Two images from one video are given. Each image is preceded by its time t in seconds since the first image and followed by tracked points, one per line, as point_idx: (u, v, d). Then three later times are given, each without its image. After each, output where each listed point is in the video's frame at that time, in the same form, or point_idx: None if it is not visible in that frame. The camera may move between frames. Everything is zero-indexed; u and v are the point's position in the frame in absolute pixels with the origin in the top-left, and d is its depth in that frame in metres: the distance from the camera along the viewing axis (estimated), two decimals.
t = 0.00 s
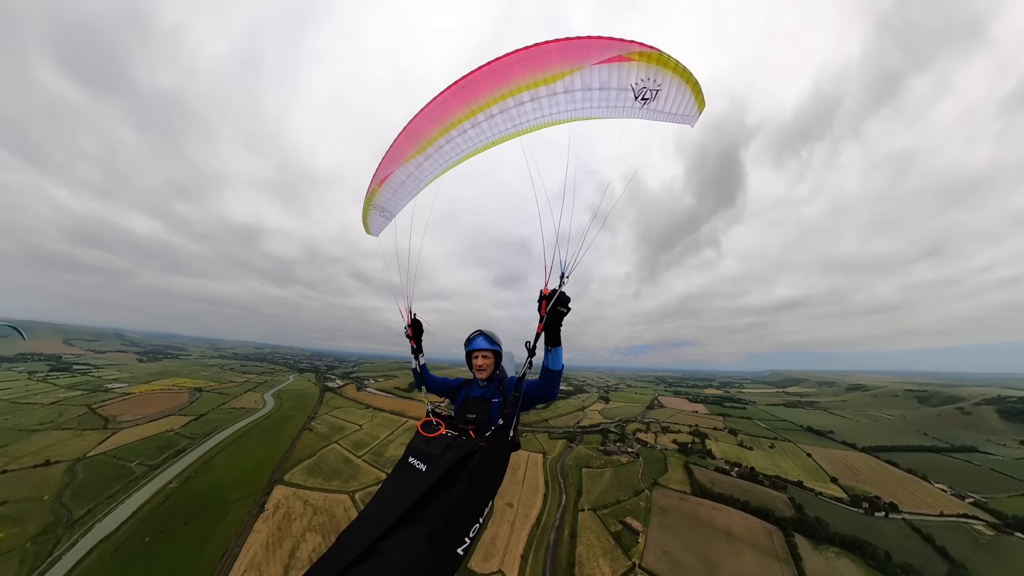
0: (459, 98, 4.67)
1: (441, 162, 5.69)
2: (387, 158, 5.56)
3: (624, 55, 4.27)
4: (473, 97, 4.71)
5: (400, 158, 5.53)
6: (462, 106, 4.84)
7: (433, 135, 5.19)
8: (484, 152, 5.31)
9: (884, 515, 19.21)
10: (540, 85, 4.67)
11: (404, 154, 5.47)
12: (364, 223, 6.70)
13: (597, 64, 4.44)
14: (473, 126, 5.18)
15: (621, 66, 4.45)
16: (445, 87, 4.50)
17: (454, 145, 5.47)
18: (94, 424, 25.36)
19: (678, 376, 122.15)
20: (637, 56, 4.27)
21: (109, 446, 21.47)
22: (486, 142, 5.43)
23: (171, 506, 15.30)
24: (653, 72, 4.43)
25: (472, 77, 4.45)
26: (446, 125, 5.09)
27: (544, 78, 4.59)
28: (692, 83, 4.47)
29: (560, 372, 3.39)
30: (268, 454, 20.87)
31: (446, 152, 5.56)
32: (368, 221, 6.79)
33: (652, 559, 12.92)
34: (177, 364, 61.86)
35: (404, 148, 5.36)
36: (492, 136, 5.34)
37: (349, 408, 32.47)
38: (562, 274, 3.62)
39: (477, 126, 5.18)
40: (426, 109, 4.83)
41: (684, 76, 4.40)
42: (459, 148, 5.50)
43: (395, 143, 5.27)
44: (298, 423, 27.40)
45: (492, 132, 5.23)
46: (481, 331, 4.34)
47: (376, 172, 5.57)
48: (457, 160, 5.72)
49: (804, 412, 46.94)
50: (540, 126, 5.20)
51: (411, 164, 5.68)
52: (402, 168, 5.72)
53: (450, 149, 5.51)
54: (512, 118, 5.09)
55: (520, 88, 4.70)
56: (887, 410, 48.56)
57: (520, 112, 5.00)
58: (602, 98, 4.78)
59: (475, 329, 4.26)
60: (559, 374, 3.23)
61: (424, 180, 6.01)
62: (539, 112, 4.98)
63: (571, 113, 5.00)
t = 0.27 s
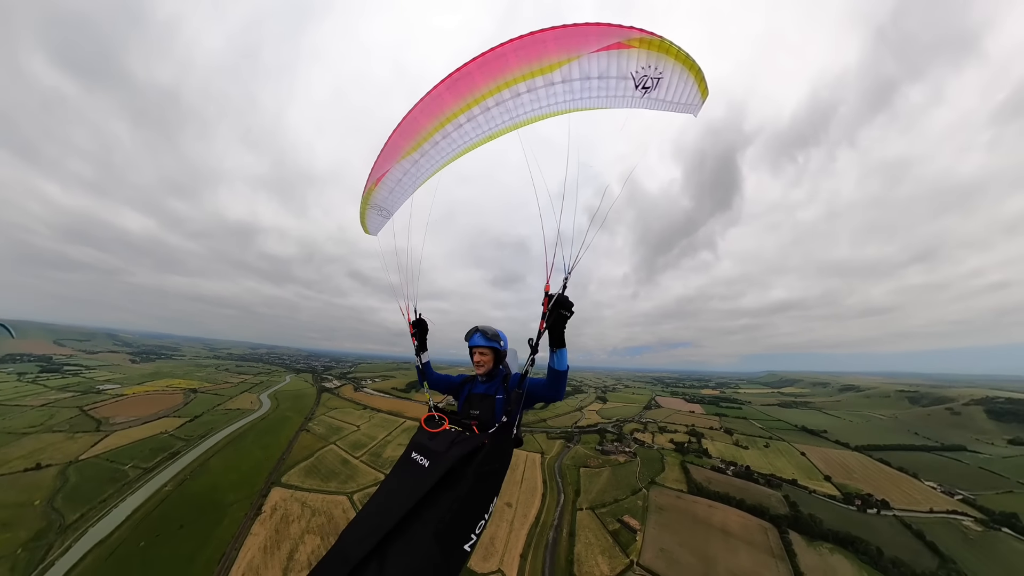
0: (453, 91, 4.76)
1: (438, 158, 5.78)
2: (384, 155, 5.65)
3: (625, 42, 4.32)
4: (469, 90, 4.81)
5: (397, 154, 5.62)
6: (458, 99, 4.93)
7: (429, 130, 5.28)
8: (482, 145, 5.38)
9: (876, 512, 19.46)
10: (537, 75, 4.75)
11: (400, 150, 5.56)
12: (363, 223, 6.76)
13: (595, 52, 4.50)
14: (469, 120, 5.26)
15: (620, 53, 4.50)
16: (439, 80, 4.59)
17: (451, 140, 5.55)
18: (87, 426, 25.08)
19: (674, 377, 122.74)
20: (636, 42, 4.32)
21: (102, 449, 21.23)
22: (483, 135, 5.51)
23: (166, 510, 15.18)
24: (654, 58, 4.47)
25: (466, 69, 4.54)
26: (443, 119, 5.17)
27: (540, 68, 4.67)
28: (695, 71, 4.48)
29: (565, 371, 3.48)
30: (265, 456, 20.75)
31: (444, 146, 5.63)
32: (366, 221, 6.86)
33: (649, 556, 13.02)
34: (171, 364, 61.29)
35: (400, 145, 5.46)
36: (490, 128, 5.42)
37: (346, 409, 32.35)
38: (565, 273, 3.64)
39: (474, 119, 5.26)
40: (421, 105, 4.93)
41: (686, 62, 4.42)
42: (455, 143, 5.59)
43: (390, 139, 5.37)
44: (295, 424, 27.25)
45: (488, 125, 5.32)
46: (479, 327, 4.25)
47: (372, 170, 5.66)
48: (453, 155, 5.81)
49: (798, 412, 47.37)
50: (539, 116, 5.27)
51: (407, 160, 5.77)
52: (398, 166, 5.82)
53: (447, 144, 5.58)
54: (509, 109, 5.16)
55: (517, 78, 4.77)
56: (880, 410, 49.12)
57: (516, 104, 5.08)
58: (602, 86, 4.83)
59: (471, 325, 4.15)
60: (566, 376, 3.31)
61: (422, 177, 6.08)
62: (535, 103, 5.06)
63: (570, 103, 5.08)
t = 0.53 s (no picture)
0: (447, 88, 4.86)
1: (432, 156, 5.85)
2: (378, 153, 5.74)
3: (623, 37, 4.40)
4: (464, 86, 4.91)
5: (391, 151, 5.71)
6: (453, 96, 5.03)
7: (423, 126, 5.38)
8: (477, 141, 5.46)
9: (861, 505, 20.01)
10: (533, 71, 4.85)
11: (394, 148, 5.65)
12: (357, 223, 6.82)
13: (593, 48, 4.59)
14: (464, 117, 5.35)
15: (618, 49, 4.57)
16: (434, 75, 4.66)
17: (445, 138, 5.65)
18: (71, 430, 24.39)
19: (665, 377, 124.10)
20: (634, 38, 4.40)
21: (87, 454, 20.67)
22: (477, 132, 5.59)
23: (155, 517, 14.86)
24: (652, 54, 4.55)
25: (462, 65, 4.63)
26: (437, 116, 5.28)
27: (537, 64, 4.77)
28: (695, 67, 4.50)
29: (566, 369, 3.52)
30: (257, 459, 20.43)
31: (438, 144, 5.72)
32: (360, 220, 6.92)
33: (645, 552, 13.21)
34: (157, 364, 59.93)
35: (393, 143, 5.56)
36: (485, 125, 5.51)
37: (340, 409, 32.03)
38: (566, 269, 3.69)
39: (469, 117, 5.35)
40: (415, 101, 5.02)
41: (685, 57, 4.45)
42: (450, 141, 5.66)
43: (385, 137, 5.47)
44: (289, 425, 26.91)
45: (483, 121, 5.41)
46: (481, 322, 4.32)
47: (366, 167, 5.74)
48: (448, 152, 5.88)
49: (787, 411, 48.33)
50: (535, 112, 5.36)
51: (402, 158, 5.85)
52: (393, 163, 5.90)
53: (441, 142, 5.69)
54: (506, 105, 5.26)
55: (513, 74, 4.87)
56: (865, 409, 50.43)
57: (512, 100, 5.17)
58: (600, 82, 4.92)
59: (477, 321, 4.30)
60: (566, 373, 3.35)
61: (415, 175, 6.16)
62: (532, 99, 5.15)
63: (568, 99, 5.18)
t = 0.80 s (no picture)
0: (444, 85, 4.93)
1: (427, 154, 5.94)
2: (372, 150, 5.78)
3: (621, 43, 4.54)
4: (461, 84, 4.99)
5: (385, 148, 5.77)
6: (450, 93, 5.11)
7: (419, 123, 5.44)
8: (473, 140, 5.57)
9: (843, 497, 20.72)
10: (531, 72, 4.96)
11: (388, 145, 5.71)
12: (350, 221, 6.87)
13: (591, 52, 4.71)
14: (460, 115, 5.44)
15: (616, 53, 4.72)
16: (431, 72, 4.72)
17: (440, 136, 5.74)
18: (49, 436, 23.51)
19: (654, 377, 125.84)
20: (631, 44, 4.54)
21: (67, 460, 19.94)
22: (473, 131, 5.69)
23: (141, 526, 14.44)
24: (649, 61, 4.71)
25: (459, 63, 4.71)
26: (433, 114, 5.36)
27: (535, 65, 4.88)
28: (688, 74, 4.71)
29: (570, 371, 3.55)
30: (247, 462, 20.02)
31: (433, 141, 5.80)
32: (353, 218, 6.96)
33: (639, 547, 13.47)
34: (140, 364, 58.21)
35: (387, 139, 5.62)
36: (481, 124, 5.62)
37: (333, 410, 31.63)
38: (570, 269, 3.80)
39: (465, 115, 5.45)
40: (410, 97, 5.10)
41: (680, 65, 4.64)
42: (444, 138, 5.75)
43: (379, 132, 5.52)
44: (280, 427, 26.47)
45: (479, 120, 5.50)
46: (490, 321, 4.46)
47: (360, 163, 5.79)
48: (442, 150, 5.97)
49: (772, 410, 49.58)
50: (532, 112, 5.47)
51: (396, 155, 5.92)
52: (387, 160, 5.96)
53: (436, 140, 5.78)
54: (502, 105, 5.38)
55: (511, 75, 4.97)
56: (846, 408, 52.12)
57: (509, 100, 5.29)
58: (596, 85, 5.06)
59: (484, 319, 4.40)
60: (570, 374, 3.37)
61: (409, 172, 6.23)
62: (529, 99, 5.27)
63: (565, 101, 5.30)
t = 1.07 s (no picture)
0: (443, 83, 5.03)
1: (423, 151, 6.04)
2: (368, 146, 5.82)
3: (619, 50, 4.73)
4: (461, 83, 5.10)
5: (380, 144, 5.81)
6: (449, 91, 5.21)
7: (416, 121, 5.53)
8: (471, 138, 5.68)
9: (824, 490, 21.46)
10: (530, 74, 5.11)
11: (384, 141, 5.76)
12: (342, 219, 6.87)
13: (590, 58, 4.89)
14: (457, 114, 5.56)
15: (614, 61, 4.92)
16: (431, 70, 4.82)
17: (436, 134, 5.83)
18: (24, 442, 22.55)
19: (642, 378, 127.41)
20: (629, 52, 4.73)
21: (44, 468, 19.17)
22: (471, 131, 5.81)
23: (125, 536, 13.97)
24: (647, 69, 4.90)
25: (460, 62, 4.82)
26: (430, 111, 5.44)
27: (535, 67, 5.03)
28: (683, 85, 4.95)
29: (563, 371, 3.76)
30: (237, 466, 19.58)
31: (430, 139, 5.89)
32: (346, 217, 6.98)
33: (633, 541, 13.74)
34: (119, 364, 56.24)
35: (383, 135, 5.66)
36: (479, 124, 5.74)
37: (325, 412, 31.14)
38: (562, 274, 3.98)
39: (462, 114, 5.57)
40: (409, 95, 5.17)
41: (675, 76, 4.87)
42: (441, 137, 5.86)
43: (375, 130, 5.59)
44: (271, 429, 25.96)
45: (477, 120, 5.63)
46: (482, 327, 4.49)
47: (354, 160, 5.84)
48: (439, 148, 6.07)
49: (757, 409, 50.89)
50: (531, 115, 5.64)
51: (391, 152, 5.98)
52: (382, 157, 6.03)
53: (432, 137, 5.86)
54: (501, 105, 5.51)
55: (510, 75, 5.11)
56: (828, 406, 53.86)
57: (508, 100, 5.43)
58: (595, 91, 5.23)
59: (477, 325, 4.50)
60: (564, 375, 3.57)
61: (404, 170, 6.29)
62: (527, 100, 5.42)
63: (565, 105, 5.47)
